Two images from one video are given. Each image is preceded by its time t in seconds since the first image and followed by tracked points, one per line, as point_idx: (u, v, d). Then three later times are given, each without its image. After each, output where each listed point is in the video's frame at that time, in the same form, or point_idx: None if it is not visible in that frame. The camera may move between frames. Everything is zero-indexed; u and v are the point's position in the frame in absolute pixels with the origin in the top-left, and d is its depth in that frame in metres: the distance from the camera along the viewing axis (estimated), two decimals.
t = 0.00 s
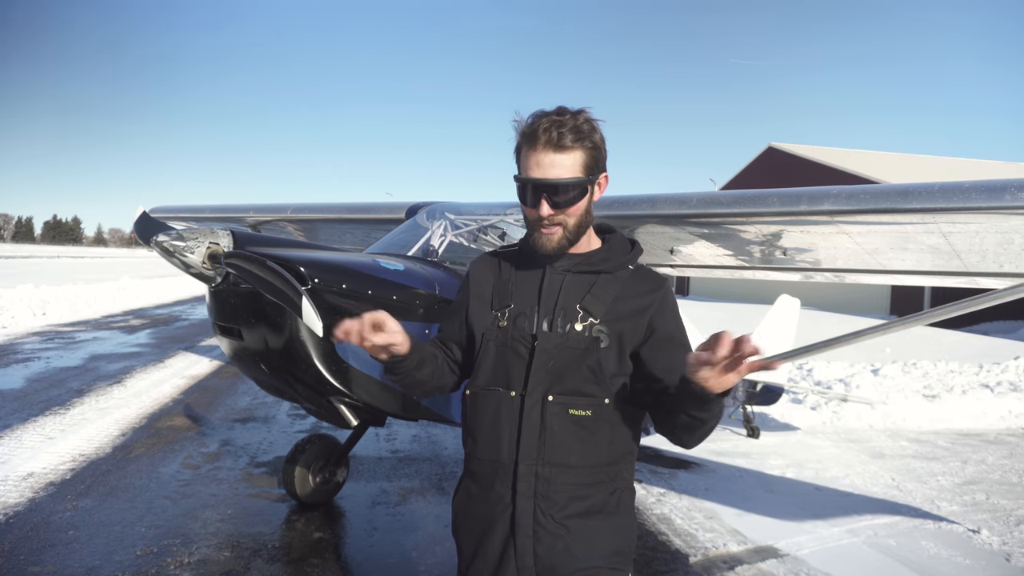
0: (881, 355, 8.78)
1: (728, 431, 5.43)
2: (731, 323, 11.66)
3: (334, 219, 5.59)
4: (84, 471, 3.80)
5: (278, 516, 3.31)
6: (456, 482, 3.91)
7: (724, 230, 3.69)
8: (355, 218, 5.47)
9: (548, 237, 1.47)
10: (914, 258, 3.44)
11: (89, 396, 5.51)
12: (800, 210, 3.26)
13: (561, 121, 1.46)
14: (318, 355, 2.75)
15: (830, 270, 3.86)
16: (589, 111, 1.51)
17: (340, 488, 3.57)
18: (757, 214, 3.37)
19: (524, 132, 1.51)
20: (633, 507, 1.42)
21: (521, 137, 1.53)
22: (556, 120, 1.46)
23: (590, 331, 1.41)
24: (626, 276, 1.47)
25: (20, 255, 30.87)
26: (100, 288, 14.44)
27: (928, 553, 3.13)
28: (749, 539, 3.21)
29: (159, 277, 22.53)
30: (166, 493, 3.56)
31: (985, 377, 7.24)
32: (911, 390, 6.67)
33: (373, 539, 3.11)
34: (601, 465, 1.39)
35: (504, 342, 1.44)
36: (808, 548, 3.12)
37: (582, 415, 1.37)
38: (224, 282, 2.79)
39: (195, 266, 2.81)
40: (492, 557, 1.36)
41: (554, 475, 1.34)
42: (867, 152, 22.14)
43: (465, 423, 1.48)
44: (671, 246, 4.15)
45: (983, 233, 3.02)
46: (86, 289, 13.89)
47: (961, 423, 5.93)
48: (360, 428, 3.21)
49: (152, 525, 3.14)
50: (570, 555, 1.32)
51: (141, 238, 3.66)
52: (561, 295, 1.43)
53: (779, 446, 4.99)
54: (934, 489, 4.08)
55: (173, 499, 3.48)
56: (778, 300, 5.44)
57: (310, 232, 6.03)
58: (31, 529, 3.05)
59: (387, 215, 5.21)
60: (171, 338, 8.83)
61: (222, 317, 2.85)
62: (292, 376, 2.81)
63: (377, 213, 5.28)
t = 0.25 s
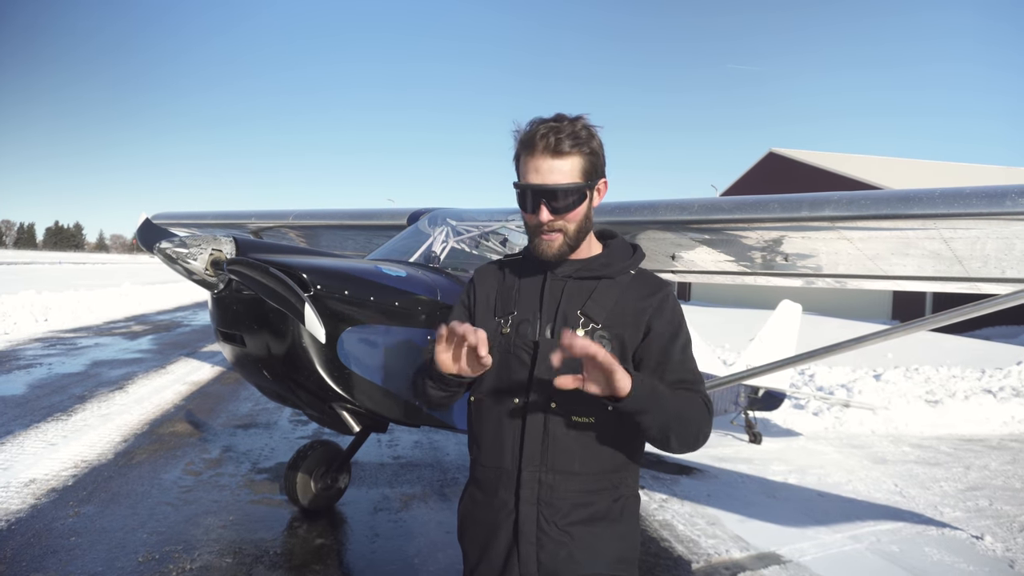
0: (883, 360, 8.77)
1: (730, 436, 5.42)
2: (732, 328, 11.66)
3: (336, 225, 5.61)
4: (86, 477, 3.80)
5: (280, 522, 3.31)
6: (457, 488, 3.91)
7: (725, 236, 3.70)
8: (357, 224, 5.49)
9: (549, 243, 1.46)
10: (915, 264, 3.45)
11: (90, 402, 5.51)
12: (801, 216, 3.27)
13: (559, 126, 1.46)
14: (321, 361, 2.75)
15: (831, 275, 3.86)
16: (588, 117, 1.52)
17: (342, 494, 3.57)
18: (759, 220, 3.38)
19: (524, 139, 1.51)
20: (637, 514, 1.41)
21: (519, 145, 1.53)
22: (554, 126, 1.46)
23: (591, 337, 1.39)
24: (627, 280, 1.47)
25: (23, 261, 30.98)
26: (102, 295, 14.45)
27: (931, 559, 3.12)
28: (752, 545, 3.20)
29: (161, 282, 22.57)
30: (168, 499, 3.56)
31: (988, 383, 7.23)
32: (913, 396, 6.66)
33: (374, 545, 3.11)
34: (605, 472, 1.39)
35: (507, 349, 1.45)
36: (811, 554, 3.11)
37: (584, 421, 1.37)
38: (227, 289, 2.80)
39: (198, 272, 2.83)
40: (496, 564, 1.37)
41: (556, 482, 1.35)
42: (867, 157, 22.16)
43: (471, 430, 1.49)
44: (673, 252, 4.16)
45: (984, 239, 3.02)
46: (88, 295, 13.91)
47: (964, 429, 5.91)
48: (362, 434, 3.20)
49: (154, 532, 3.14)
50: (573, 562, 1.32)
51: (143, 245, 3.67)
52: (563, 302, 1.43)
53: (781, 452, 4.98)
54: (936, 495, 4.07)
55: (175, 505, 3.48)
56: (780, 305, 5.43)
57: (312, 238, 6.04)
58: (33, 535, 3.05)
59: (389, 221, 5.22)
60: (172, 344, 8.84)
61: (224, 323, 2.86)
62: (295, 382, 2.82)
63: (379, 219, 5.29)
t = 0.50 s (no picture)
0: (884, 365, 8.76)
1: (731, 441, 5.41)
2: (733, 333, 11.65)
3: (337, 229, 5.62)
4: (86, 482, 3.80)
5: (280, 527, 3.31)
6: (457, 492, 3.90)
7: (725, 241, 3.70)
8: (358, 229, 5.49)
9: (562, 240, 1.48)
10: (916, 269, 3.45)
11: (91, 407, 5.51)
12: (802, 221, 3.28)
13: (579, 125, 1.49)
14: (322, 366, 2.75)
15: (832, 280, 3.86)
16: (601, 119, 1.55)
17: (342, 499, 3.57)
18: (759, 225, 3.38)
19: (540, 133, 1.52)
20: (641, 521, 1.42)
21: (534, 138, 1.53)
22: (576, 124, 1.49)
23: (595, 343, 1.41)
24: (631, 286, 1.48)
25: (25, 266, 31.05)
26: (102, 299, 14.46)
27: (933, 564, 3.11)
28: (752, 550, 3.19)
29: (162, 287, 22.60)
30: (169, 504, 3.56)
31: (989, 387, 7.22)
32: (914, 400, 6.65)
33: (374, 550, 3.10)
34: (608, 478, 1.40)
35: (509, 355, 1.45)
36: (812, 560, 3.10)
37: (589, 429, 1.38)
38: (228, 294, 2.80)
39: (199, 277, 2.84)
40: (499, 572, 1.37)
41: (561, 490, 1.35)
42: (868, 162, 22.18)
43: (472, 437, 1.49)
44: (673, 256, 4.16)
45: (985, 244, 3.03)
46: (88, 300, 13.91)
47: (965, 433, 5.90)
48: (362, 438, 3.20)
49: (154, 537, 3.14)
50: (579, 570, 1.32)
51: (145, 249, 3.68)
52: (566, 307, 1.44)
53: (782, 457, 4.97)
54: (938, 500, 4.06)
55: (175, 510, 3.48)
56: (781, 309, 5.43)
57: (313, 242, 6.05)
58: (33, 540, 3.04)
59: (390, 226, 5.23)
60: (172, 349, 8.84)
61: (225, 327, 2.86)
62: (295, 387, 2.82)
63: (380, 224, 5.30)
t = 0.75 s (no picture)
0: (876, 367, 8.80)
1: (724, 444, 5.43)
2: (726, 336, 11.69)
3: (330, 234, 5.60)
4: (77, 490, 3.77)
5: (273, 534, 3.29)
6: (452, 497, 3.90)
7: (718, 245, 3.72)
8: (352, 234, 5.48)
9: (565, 238, 1.49)
10: (907, 272, 3.47)
11: (82, 413, 5.47)
12: (795, 225, 3.30)
13: (580, 126, 1.53)
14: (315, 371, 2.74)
15: (824, 284, 3.89)
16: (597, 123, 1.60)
17: (335, 505, 3.55)
18: (752, 229, 3.40)
19: (541, 133, 1.54)
20: (637, 531, 1.42)
21: (534, 138, 1.55)
22: (576, 125, 1.52)
23: (590, 351, 1.42)
24: (627, 292, 1.48)
25: (15, 271, 30.79)
26: (93, 304, 14.36)
27: (926, 566, 3.13)
28: (747, 554, 3.20)
29: (154, 292, 22.47)
30: (161, 511, 3.54)
31: (980, 390, 7.26)
32: (906, 403, 6.69)
33: (369, 556, 3.09)
34: (602, 488, 1.40)
35: (503, 363, 1.45)
36: (806, 562, 3.11)
37: (583, 438, 1.37)
38: (220, 299, 2.79)
39: (192, 282, 2.82)
40: None
41: (554, 500, 1.35)
42: (858, 166, 22.33)
43: (468, 445, 1.49)
44: (666, 261, 4.18)
45: (975, 248, 3.05)
46: (79, 305, 13.81)
47: (956, 436, 5.94)
48: (356, 443, 3.19)
49: (146, 544, 3.11)
50: None
51: (137, 255, 3.66)
52: (561, 315, 1.44)
53: (775, 460, 4.99)
54: (930, 502, 4.08)
55: (168, 517, 3.46)
56: (774, 313, 5.46)
57: (306, 247, 6.03)
58: (24, 548, 3.01)
59: (383, 231, 5.23)
60: (164, 354, 8.78)
61: (218, 333, 2.85)
62: (288, 393, 2.81)
63: (373, 229, 5.29)
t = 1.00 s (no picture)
0: (873, 372, 8.81)
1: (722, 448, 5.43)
2: (723, 340, 11.69)
3: (328, 238, 5.60)
4: (73, 494, 3.75)
5: (271, 538, 3.28)
6: (450, 502, 3.89)
7: (716, 249, 3.73)
8: (350, 238, 5.48)
9: (570, 241, 1.49)
10: (904, 276, 3.48)
11: (78, 417, 5.45)
12: (792, 230, 3.31)
13: (587, 127, 1.52)
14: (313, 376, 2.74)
15: (821, 288, 3.89)
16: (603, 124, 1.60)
17: (333, 509, 3.54)
18: (749, 233, 3.41)
19: (548, 134, 1.54)
20: (640, 538, 1.42)
21: (541, 138, 1.55)
22: (584, 126, 1.52)
23: (591, 356, 1.42)
24: (631, 296, 1.48)
25: (11, 275, 30.72)
26: (90, 308, 14.32)
27: (923, 571, 3.13)
28: (745, 558, 3.20)
29: (151, 296, 22.42)
30: (158, 516, 3.52)
31: (977, 394, 7.28)
32: (903, 407, 6.70)
33: (367, 561, 3.08)
34: (605, 494, 1.39)
35: (505, 368, 1.45)
36: (804, 567, 3.11)
37: (585, 444, 1.38)
38: (218, 303, 2.78)
39: (190, 286, 2.82)
40: None
41: (556, 506, 1.35)
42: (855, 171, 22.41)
43: (472, 451, 1.49)
44: (664, 265, 4.18)
45: (972, 252, 3.06)
46: (75, 309, 13.77)
47: (953, 440, 5.95)
48: (355, 448, 3.19)
49: (143, 549, 3.10)
50: None
51: (134, 258, 3.66)
52: (562, 319, 1.44)
53: (773, 464, 4.99)
54: (928, 506, 4.08)
55: (165, 521, 3.44)
56: (771, 317, 5.47)
57: (304, 251, 6.02)
58: (20, 553, 3.00)
59: (381, 235, 5.23)
60: (161, 358, 8.76)
61: (216, 337, 2.84)
62: (287, 397, 2.81)
63: (371, 232, 5.29)
